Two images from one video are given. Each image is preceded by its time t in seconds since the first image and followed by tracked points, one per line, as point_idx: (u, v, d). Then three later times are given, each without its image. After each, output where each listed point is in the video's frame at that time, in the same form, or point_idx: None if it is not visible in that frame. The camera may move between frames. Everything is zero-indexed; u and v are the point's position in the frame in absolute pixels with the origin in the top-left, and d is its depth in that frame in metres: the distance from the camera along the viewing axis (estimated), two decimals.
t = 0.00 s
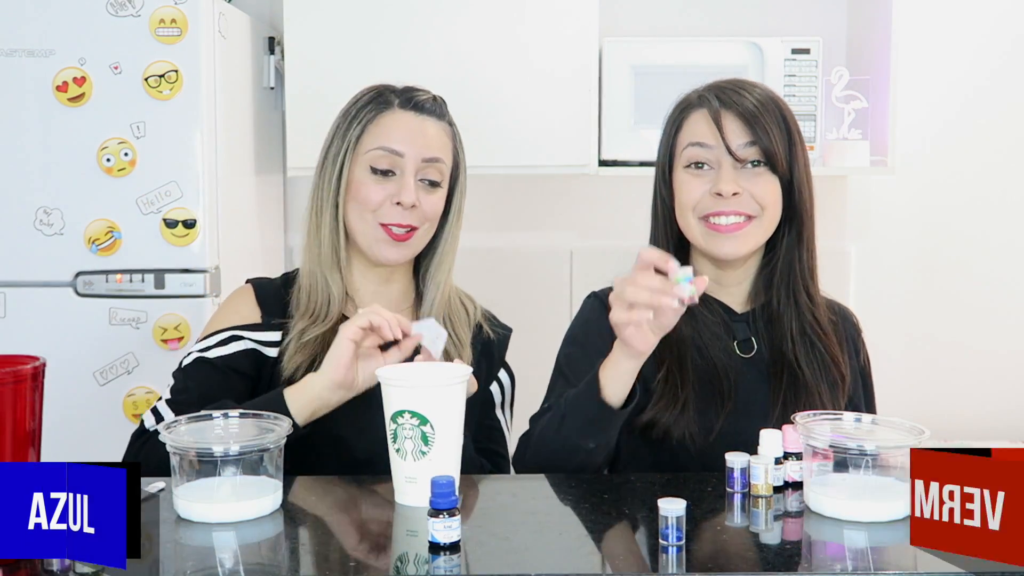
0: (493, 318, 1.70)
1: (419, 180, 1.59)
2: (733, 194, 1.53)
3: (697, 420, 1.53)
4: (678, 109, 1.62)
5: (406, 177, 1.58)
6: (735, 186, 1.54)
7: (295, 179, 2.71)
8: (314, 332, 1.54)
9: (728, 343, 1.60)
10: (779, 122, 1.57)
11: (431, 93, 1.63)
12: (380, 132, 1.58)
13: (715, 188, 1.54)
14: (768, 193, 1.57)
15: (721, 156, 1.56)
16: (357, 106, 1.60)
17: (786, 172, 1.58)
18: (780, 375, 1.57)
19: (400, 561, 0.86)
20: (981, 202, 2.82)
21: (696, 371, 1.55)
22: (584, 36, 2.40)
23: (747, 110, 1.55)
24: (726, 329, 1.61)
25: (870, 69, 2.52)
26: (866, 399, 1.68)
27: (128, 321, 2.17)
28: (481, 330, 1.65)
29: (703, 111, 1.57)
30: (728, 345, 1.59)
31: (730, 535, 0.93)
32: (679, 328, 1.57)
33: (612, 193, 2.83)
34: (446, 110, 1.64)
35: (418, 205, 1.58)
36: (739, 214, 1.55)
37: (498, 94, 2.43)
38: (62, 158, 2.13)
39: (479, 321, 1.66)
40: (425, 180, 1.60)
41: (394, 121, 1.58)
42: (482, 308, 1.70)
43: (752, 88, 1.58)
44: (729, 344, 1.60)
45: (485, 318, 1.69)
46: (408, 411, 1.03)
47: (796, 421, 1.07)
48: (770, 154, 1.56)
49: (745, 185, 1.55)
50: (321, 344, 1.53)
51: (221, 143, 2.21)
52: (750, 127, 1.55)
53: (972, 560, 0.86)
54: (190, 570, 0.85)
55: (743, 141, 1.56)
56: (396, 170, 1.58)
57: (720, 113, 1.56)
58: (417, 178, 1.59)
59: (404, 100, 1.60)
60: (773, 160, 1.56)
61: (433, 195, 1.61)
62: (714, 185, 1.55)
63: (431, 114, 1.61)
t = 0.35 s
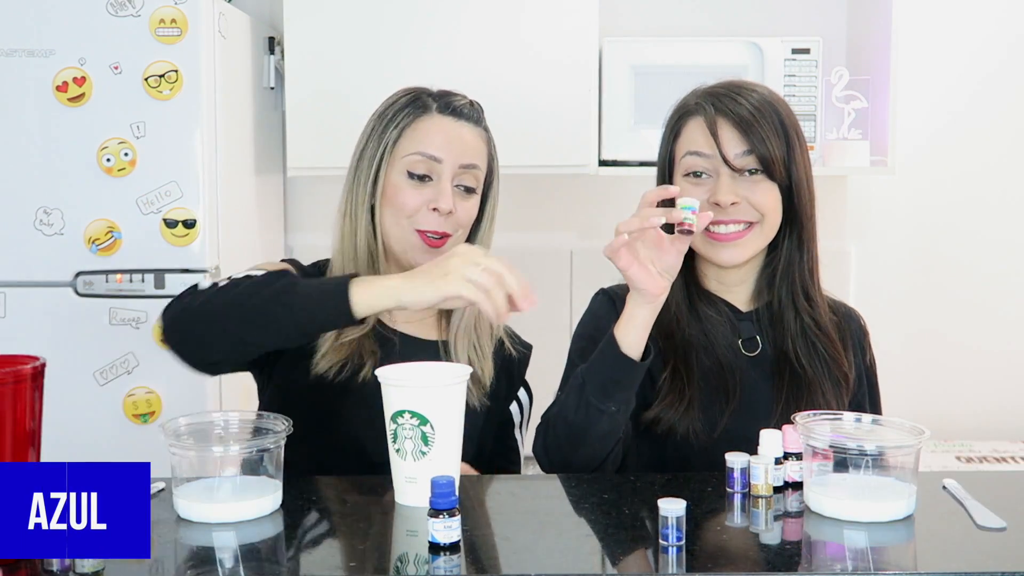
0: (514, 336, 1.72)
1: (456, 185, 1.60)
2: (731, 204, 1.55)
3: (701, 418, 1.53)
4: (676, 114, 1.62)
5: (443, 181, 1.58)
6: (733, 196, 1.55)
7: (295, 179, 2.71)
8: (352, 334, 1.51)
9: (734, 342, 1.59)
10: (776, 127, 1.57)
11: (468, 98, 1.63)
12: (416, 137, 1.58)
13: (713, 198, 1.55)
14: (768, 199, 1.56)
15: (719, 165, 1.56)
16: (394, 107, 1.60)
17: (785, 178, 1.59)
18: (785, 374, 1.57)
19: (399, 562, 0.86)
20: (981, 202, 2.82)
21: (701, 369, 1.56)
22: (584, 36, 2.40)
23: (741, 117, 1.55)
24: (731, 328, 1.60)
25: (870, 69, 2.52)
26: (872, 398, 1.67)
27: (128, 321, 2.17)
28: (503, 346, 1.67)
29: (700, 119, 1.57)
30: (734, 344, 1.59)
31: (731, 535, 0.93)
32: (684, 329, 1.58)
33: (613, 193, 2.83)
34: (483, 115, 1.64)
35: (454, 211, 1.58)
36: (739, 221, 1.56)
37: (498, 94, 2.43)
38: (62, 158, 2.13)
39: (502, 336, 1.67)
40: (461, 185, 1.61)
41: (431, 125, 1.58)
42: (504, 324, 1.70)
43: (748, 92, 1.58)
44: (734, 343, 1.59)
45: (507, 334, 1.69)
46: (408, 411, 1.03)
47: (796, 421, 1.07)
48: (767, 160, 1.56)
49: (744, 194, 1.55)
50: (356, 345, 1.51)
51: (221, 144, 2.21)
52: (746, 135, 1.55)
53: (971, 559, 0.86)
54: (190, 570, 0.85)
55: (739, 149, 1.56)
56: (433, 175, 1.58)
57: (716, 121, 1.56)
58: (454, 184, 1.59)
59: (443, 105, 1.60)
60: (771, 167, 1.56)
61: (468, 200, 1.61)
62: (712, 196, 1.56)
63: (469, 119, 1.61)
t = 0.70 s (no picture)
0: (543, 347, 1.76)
1: (486, 171, 1.74)
2: (733, 208, 1.55)
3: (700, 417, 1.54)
4: (679, 116, 1.62)
5: (472, 169, 1.72)
6: (736, 200, 1.56)
7: (295, 179, 2.71)
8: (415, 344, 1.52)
9: (734, 342, 1.59)
10: (778, 128, 1.57)
11: (475, 90, 1.78)
12: (437, 133, 1.71)
13: (716, 202, 1.56)
14: (770, 203, 1.57)
15: (722, 169, 1.57)
16: (409, 113, 1.73)
17: (788, 181, 1.59)
18: (785, 375, 1.57)
19: (399, 562, 0.86)
20: (981, 202, 2.82)
21: (699, 367, 1.57)
22: (583, 35, 2.40)
23: (742, 120, 1.55)
24: (731, 327, 1.60)
25: (870, 69, 2.52)
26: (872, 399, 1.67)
27: (128, 321, 2.17)
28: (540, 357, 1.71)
29: (702, 122, 1.58)
30: (734, 344, 1.59)
31: (731, 535, 0.93)
32: (684, 328, 1.59)
33: (613, 193, 2.82)
34: (493, 104, 1.78)
35: (489, 197, 1.73)
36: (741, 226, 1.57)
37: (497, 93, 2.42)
38: (62, 158, 2.13)
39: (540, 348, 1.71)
40: (491, 171, 1.75)
41: (449, 120, 1.72)
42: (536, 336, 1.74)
43: (749, 93, 1.58)
44: (734, 342, 1.60)
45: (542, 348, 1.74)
46: (408, 411, 1.02)
47: (796, 422, 1.07)
48: (770, 163, 1.56)
49: (745, 198, 1.56)
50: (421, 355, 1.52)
51: (221, 143, 2.21)
52: (749, 139, 1.55)
53: (972, 559, 0.86)
54: (190, 570, 0.85)
55: (742, 154, 1.56)
56: (461, 166, 1.72)
57: (719, 124, 1.56)
58: (483, 170, 1.74)
59: (454, 98, 1.74)
60: (775, 170, 1.56)
61: (499, 184, 1.76)
62: (716, 200, 1.57)
63: (481, 107, 1.76)
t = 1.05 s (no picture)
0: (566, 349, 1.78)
1: (492, 173, 1.72)
2: (740, 218, 1.54)
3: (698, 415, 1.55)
4: (684, 121, 1.61)
5: (475, 172, 1.70)
6: (742, 210, 1.54)
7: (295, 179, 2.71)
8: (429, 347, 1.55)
9: (734, 343, 1.60)
10: (784, 135, 1.56)
11: (484, 90, 1.77)
12: (441, 138, 1.72)
13: (722, 210, 1.55)
14: (775, 212, 1.57)
15: (728, 178, 1.56)
16: (417, 120, 1.75)
17: (794, 188, 1.58)
18: (785, 375, 1.57)
19: (398, 562, 0.86)
20: (981, 202, 2.82)
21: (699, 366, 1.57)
22: (583, 35, 2.40)
23: (750, 128, 1.54)
24: (731, 328, 1.61)
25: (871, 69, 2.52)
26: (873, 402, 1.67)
27: (128, 321, 2.17)
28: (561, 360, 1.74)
29: (709, 130, 1.57)
30: (734, 345, 1.60)
31: (731, 535, 0.93)
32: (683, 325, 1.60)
33: (613, 193, 2.83)
34: (502, 102, 1.77)
35: (493, 200, 1.71)
36: (747, 235, 1.56)
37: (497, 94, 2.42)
38: (62, 158, 2.13)
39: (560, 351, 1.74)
40: (497, 173, 1.73)
41: (453, 124, 1.72)
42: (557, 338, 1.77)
43: (754, 98, 1.57)
44: (734, 343, 1.60)
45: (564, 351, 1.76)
46: (408, 411, 1.02)
47: (796, 421, 1.07)
48: (776, 170, 1.55)
49: (752, 208, 1.55)
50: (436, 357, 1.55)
51: (221, 143, 2.21)
52: (756, 147, 1.54)
53: (972, 560, 0.86)
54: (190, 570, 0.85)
55: (748, 162, 1.55)
56: (465, 170, 1.71)
57: (726, 132, 1.55)
58: (488, 172, 1.72)
59: (458, 100, 1.74)
60: (781, 179, 1.55)
61: (507, 185, 1.73)
62: (722, 208, 1.55)
63: (488, 106, 1.75)
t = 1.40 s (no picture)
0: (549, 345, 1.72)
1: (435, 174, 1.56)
2: (744, 215, 1.54)
3: (698, 418, 1.55)
4: (689, 119, 1.61)
5: (417, 176, 1.55)
6: (747, 208, 1.54)
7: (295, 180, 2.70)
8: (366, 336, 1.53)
9: (733, 344, 1.59)
10: (787, 132, 1.57)
11: (445, 86, 1.63)
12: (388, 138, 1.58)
13: (727, 208, 1.54)
14: (779, 210, 1.56)
15: (733, 175, 1.56)
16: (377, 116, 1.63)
17: (797, 188, 1.59)
18: (786, 377, 1.58)
19: (398, 562, 0.86)
20: (980, 201, 2.82)
21: (699, 369, 1.57)
22: (583, 35, 2.40)
23: (757, 125, 1.55)
24: (731, 329, 1.61)
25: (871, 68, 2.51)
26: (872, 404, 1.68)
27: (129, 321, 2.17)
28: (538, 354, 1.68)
29: (715, 126, 1.57)
30: (733, 347, 1.59)
31: (731, 535, 0.93)
32: (683, 327, 1.58)
33: (613, 193, 2.82)
34: (461, 98, 1.62)
35: (432, 201, 1.54)
36: (751, 233, 1.55)
37: (497, 93, 2.42)
38: (62, 158, 2.13)
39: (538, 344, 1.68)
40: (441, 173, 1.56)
41: (400, 124, 1.58)
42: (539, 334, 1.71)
43: (759, 96, 1.58)
44: (734, 344, 1.60)
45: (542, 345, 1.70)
46: (408, 411, 1.02)
47: (796, 421, 1.08)
48: (781, 167, 1.55)
49: (756, 207, 1.55)
50: (377, 347, 1.53)
51: (221, 143, 2.21)
52: (762, 146, 1.55)
53: (972, 560, 0.86)
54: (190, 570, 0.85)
55: (755, 159, 1.55)
56: (409, 173, 1.55)
57: (733, 129, 1.55)
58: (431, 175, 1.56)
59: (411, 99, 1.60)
60: (785, 176, 1.56)
61: (450, 185, 1.56)
62: (727, 205, 1.54)
63: (441, 104, 1.60)
